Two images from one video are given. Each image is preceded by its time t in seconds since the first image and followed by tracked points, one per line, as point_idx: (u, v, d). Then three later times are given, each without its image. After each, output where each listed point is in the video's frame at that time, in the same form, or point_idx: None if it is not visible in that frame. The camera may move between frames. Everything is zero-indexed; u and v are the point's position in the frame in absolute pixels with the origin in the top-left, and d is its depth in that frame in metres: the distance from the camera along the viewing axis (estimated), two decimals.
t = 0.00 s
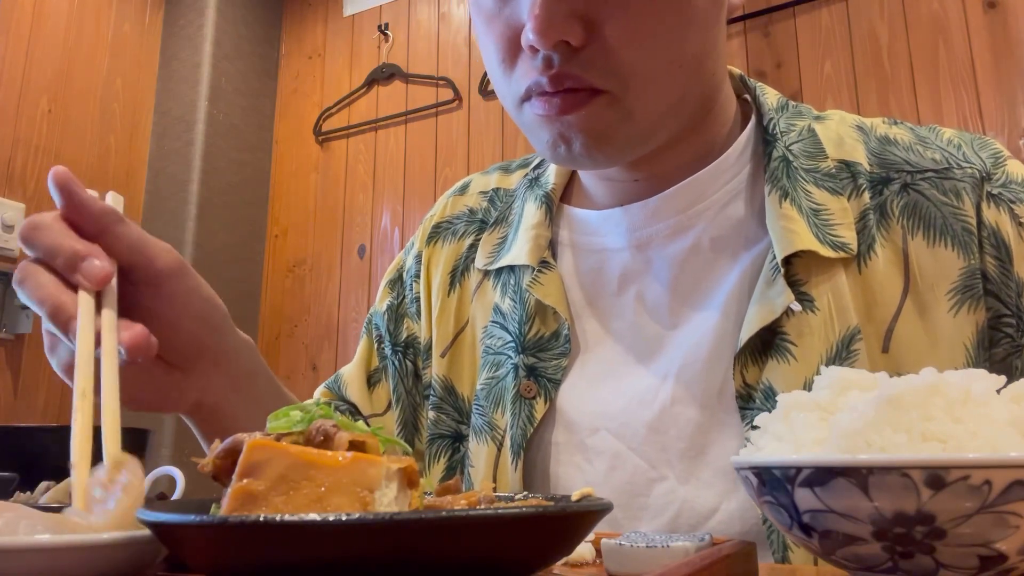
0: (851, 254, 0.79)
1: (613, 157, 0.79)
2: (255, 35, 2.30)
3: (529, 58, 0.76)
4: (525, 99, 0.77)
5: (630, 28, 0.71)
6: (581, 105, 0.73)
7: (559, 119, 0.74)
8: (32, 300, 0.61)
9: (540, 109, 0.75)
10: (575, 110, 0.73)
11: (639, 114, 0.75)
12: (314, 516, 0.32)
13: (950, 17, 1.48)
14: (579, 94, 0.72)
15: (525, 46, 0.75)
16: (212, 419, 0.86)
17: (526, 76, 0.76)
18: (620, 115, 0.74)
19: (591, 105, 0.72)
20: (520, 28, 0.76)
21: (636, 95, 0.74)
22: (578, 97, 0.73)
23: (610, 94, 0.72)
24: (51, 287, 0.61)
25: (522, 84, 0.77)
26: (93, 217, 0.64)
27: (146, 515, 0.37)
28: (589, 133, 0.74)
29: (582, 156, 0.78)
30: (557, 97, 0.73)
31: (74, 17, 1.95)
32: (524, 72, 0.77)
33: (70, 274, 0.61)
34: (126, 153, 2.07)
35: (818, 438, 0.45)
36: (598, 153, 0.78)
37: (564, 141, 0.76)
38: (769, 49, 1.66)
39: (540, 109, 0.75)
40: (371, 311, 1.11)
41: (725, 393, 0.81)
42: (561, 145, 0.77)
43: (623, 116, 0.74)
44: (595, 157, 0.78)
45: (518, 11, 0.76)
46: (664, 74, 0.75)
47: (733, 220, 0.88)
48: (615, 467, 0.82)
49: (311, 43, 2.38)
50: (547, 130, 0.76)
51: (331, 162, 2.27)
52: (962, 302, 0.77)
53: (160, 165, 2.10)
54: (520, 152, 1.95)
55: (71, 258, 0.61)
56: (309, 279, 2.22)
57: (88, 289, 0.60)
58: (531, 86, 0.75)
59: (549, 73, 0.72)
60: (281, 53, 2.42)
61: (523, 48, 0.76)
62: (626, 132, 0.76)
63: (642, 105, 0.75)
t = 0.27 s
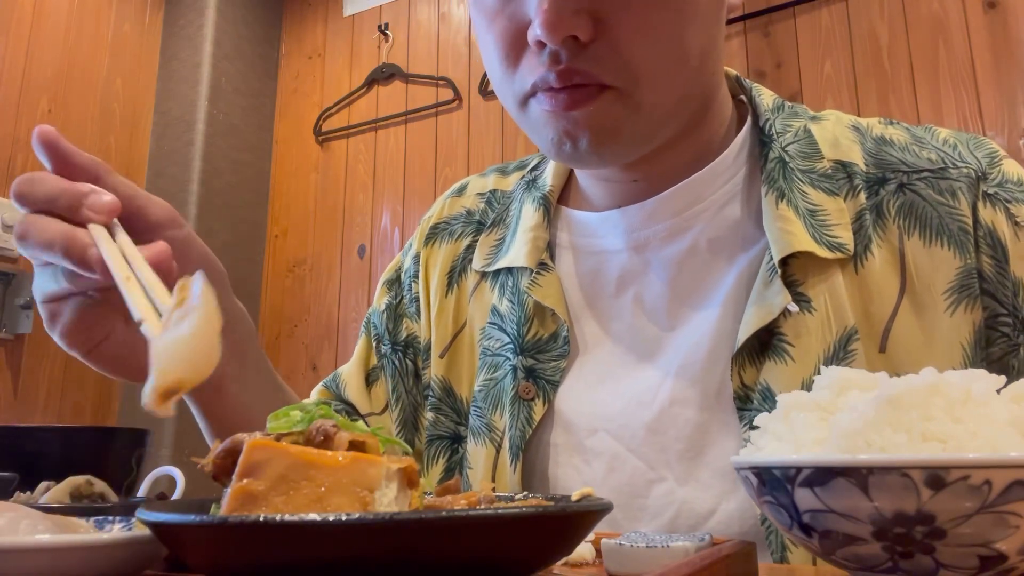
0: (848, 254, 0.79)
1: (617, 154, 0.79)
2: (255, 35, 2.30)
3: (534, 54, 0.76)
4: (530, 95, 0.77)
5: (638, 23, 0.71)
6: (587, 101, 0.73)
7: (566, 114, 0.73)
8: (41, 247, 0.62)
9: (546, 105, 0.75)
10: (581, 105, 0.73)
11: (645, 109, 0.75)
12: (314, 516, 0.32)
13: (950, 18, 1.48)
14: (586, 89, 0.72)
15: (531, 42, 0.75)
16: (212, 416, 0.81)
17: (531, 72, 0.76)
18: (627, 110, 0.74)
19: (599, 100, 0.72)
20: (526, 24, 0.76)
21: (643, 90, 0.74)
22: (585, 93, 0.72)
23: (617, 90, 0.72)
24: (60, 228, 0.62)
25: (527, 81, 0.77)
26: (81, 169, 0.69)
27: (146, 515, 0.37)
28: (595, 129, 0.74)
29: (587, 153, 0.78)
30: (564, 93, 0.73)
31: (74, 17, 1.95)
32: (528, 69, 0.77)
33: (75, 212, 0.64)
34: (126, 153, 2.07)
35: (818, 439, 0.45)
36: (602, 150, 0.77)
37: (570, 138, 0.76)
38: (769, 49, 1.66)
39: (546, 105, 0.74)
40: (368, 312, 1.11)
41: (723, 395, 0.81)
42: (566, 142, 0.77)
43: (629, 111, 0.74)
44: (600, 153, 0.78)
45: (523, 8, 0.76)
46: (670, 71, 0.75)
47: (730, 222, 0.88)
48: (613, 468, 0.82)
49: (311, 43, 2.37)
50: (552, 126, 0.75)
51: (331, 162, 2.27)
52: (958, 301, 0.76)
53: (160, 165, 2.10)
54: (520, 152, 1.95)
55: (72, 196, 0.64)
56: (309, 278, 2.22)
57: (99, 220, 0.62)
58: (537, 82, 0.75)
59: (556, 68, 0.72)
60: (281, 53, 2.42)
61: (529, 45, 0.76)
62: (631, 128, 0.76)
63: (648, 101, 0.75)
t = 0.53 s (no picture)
0: (836, 253, 0.79)
1: (616, 150, 0.79)
2: (255, 35, 2.30)
3: (533, 51, 0.76)
4: (529, 92, 0.77)
5: (639, 19, 0.71)
6: (588, 96, 0.72)
7: (566, 110, 0.73)
8: (54, 238, 0.61)
9: (546, 101, 0.74)
10: (582, 100, 0.73)
11: (645, 105, 0.75)
12: (313, 516, 0.32)
13: (950, 17, 1.48)
14: (587, 84, 0.72)
15: (531, 39, 0.75)
16: (216, 410, 0.81)
17: (530, 68, 0.76)
18: (628, 106, 0.74)
19: (600, 95, 0.72)
20: (525, 21, 0.76)
21: (645, 85, 0.73)
22: (586, 87, 0.72)
23: (619, 85, 0.72)
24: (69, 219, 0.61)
25: (526, 77, 0.76)
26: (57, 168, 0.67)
27: (146, 515, 0.37)
28: (595, 124, 0.74)
29: (586, 150, 0.78)
30: (564, 88, 0.73)
31: (73, 18, 1.95)
32: (527, 65, 0.76)
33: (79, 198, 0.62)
34: (127, 153, 2.07)
35: (818, 438, 0.45)
36: (602, 146, 0.77)
37: (569, 134, 0.76)
38: (769, 49, 1.66)
39: (546, 101, 0.74)
40: (359, 318, 1.10)
41: (715, 395, 0.81)
42: (565, 138, 0.76)
43: (630, 107, 0.74)
44: (599, 149, 0.78)
45: (522, 5, 0.76)
46: (670, 67, 0.75)
47: (718, 224, 0.89)
48: (607, 471, 0.82)
49: (311, 43, 2.37)
50: (552, 122, 0.75)
51: (331, 162, 2.27)
52: (944, 301, 0.77)
53: (160, 165, 2.10)
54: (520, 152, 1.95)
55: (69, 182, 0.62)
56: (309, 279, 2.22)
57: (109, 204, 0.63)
58: (536, 78, 0.75)
59: (557, 64, 0.72)
60: (281, 53, 2.42)
61: (528, 42, 0.76)
62: (631, 124, 0.76)
63: (648, 97, 0.75)
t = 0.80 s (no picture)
0: (808, 248, 0.80)
1: (586, 170, 0.79)
2: (255, 35, 2.30)
3: (499, 75, 0.76)
4: (497, 115, 0.77)
5: (602, 43, 0.72)
6: (556, 117, 0.73)
7: (535, 130, 0.73)
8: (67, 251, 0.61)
9: (513, 123, 0.74)
10: (551, 121, 0.73)
11: (612, 125, 0.75)
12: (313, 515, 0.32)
13: (950, 17, 1.48)
14: (556, 106, 0.72)
15: (496, 64, 0.76)
16: (211, 419, 0.81)
17: (497, 92, 0.76)
18: (597, 126, 0.74)
19: (568, 116, 0.73)
20: (490, 48, 0.76)
21: (612, 105, 0.74)
22: (555, 109, 0.73)
23: (587, 105, 0.73)
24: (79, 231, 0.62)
25: (494, 98, 0.77)
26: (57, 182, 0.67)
27: (146, 515, 0.37)
28: (564, 144, 0.74)
29: (556, 170, 0.77)
30: (532, 110, 0.73)
31: (73, 18, 1.95)
32: (495, 87, 0.76)
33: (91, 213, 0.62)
34: (127, 153, 2.07)
35: (818, 438, 0.45)
36: (572, 166, 0.77)
37: (539, 154, 0.75)
38: (769, 49, 1.66)
39: (514, 122, 0.74)
40: (340, 335, 1.10)
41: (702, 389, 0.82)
42: (535, 159, 0.76)
43: (598, 126, 0.74)
44: (569, 169, 0.77)
45: (486, 31, 0.76)
46: (635, 87, 0.75)
47: (690, 226, 0.90)
48: (600, 474, 0.81)
49: (311, 43, 2.37)
50: (520, 143, 0.75)
51: (331, 162, 2.27)
52: (912, 296, 0.79)
53: (160, 165, 2.10)
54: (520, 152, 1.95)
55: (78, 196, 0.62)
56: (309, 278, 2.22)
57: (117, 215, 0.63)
58: (503, 101, 0.75)
59: (524, 86, 0.73)
60: (281, 53, 2.42)
61: (494, 67, 0.76)
62: (600, 143, 0.76)
63: (616, 117, 0.75)
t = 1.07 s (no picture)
0: (785, 240, 0.83)
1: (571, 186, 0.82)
2: (255, 35, 2.30)
3: (483, 100, 0.77)
4: (484, 138, 0.79)
5: (579, 65, 0.73)
6: (538, 139, 0.75)
7: (520, 153, 0.76)
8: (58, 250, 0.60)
9: (499, 146, 0.77)
10: (535, 144, 0.75)
11: (593, 143, 0.77)
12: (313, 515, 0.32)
13: (950, 18, 1.48)
14: (538, 129, 0.75)
15: (479, 90, 0.77)
16: (209, 420, 0.81)
17: (482, 117, 0.78)
18: (578, 146, 0.77)
19: (549, 139, 0.75)
20: (473, 73, 0.78)
21: (592, 126, 0.76)
22: (537, 132, 0.75)
23: (567, 127, 0.75)
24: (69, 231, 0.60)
25: (478, 124, 0.79)
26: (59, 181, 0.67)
27: (146, 515, 0.37)
28: (548, 165, 0.77)
29: (542, 187, 0.80)
30: (515, 135, 0.75)
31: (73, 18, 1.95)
32: (478, 112, 0.78)
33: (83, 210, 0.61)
34: (126, 153, 2.07)
35: (820, 438, 0.45)
36: (557, 184, 0.80)
37: (525, 173, 0.78)
38: (770, 49, 1.66)
39: (501, 145, 0.76)
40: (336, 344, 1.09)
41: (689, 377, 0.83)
42: (521, 177, 0.78)
43: (578, 147, 0.77)
44: (554, 187, 0.80)
45: (468, 57, 0.77)
46: (614, 106, 0.77)
47: (675, 224, 0.90)
48: (602, 465, 0.83)
49: (311, 43, 2.37)
50: (506, 164, 0.77)
51: (331, 162, 2.27)
52: (888, 278, 0.82)
53: (160, 165, 2.10)
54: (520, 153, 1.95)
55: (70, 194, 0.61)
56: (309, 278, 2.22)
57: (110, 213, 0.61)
58: (489, 126, 0.77)
59: (507, 113, 0.75)
60: (281, 53, 2.42)
61: (477, 92, 0.78)
62: (582, 162, 0.78)
63: (596, 136, 0.77)
